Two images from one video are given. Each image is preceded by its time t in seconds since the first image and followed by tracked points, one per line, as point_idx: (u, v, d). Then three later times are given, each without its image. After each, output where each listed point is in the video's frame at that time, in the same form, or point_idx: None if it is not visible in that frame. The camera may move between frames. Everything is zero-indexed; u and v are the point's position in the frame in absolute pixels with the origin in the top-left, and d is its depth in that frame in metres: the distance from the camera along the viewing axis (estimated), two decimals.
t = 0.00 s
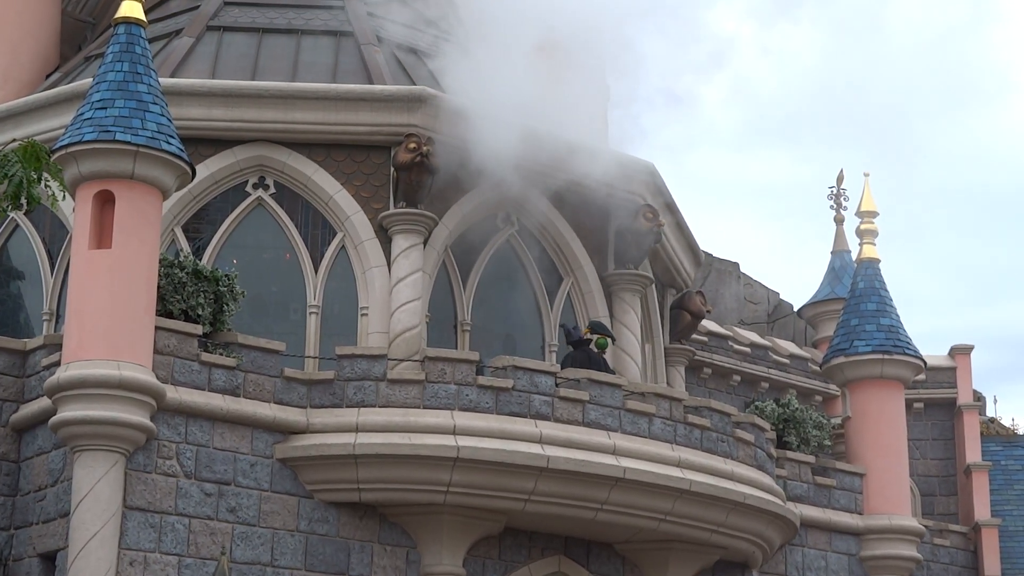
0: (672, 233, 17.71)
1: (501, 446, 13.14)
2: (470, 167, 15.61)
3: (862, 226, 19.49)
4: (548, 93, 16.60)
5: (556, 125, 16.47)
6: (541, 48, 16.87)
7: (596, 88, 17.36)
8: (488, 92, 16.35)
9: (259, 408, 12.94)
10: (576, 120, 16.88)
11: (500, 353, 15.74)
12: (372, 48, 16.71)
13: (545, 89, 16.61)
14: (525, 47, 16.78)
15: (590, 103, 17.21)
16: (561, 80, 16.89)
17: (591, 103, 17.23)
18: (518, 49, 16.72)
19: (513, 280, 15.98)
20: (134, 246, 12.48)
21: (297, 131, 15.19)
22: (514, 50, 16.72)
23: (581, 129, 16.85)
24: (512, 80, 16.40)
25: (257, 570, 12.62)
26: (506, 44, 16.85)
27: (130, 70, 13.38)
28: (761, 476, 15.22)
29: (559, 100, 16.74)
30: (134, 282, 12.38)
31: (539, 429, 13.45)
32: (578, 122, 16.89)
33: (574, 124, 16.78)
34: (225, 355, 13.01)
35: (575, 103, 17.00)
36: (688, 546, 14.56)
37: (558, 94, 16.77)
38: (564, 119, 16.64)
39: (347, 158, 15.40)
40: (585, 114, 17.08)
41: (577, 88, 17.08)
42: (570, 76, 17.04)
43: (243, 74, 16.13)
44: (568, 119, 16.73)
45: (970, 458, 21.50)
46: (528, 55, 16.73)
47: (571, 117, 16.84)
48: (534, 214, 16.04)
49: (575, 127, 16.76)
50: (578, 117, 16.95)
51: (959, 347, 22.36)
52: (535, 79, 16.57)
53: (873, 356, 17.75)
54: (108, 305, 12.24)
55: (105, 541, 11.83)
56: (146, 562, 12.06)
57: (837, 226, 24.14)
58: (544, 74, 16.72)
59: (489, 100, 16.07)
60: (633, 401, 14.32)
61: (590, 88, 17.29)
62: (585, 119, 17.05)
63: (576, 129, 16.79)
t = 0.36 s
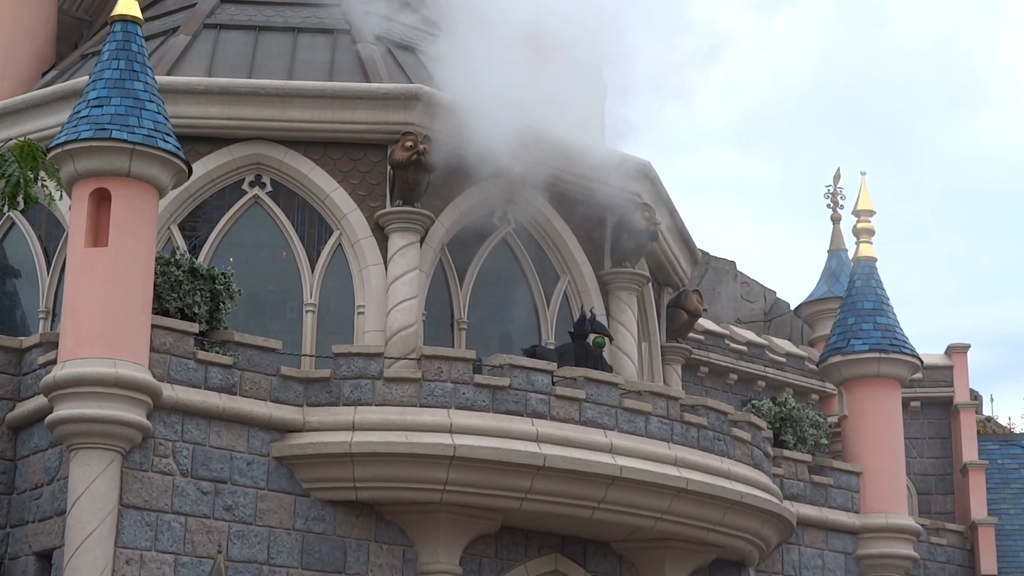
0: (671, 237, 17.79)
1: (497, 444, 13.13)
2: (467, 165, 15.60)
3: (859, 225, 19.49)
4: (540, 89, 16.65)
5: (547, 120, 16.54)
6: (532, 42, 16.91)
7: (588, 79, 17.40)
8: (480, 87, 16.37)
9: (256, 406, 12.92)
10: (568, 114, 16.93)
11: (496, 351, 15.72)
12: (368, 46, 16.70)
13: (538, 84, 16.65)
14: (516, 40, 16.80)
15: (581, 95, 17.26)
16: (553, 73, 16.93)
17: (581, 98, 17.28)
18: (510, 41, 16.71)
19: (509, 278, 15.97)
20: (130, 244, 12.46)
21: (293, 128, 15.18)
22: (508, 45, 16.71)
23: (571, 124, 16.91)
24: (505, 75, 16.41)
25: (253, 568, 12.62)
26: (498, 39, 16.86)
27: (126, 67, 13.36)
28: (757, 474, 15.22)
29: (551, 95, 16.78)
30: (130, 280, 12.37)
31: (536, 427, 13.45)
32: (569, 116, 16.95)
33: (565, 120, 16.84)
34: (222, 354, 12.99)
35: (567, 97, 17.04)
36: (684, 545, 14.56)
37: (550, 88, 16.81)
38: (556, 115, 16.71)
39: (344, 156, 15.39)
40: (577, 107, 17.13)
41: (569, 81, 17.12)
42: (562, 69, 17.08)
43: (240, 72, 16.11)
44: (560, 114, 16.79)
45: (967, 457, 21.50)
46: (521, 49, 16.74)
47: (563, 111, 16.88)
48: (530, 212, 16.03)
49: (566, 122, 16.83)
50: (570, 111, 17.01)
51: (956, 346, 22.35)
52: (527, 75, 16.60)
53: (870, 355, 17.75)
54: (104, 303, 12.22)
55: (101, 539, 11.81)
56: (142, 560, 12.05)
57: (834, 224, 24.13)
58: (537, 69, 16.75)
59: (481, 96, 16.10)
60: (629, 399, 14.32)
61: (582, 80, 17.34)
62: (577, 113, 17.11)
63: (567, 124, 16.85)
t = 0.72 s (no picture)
0: (670, 234, 17.80)
1: (496, 443, 13.13)
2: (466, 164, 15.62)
3: (858, 224, 19.50)
4: (530, 85, 16.83)
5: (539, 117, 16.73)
6: (521, 35, 17.04)
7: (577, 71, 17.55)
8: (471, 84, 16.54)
9: (255, 405, 12.92)
10: (559, 109, 17.12)
11: (495, 350, 15.72)
12: (367, 45, 16.70)
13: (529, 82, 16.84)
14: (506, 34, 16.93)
15: (571, 89, 17.44)
16: (540, 69, 17.05)
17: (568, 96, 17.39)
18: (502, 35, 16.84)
19: (507, 277, 15.98)
20: (129, 244, 12.46)
21: (292, 127, 15.17)
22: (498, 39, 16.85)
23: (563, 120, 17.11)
24: (496, 72, 16.57)
25: (253, 567, 12.63)
26: (490, 32, 17.00)
27: (125, 66, 13.36)
28: (755, 472, 15.22)
29: (541, 91, 16.98)
30: (129, 279, 12.37)
31: (535, 426, 13.45)
32: (560, 111, 17.15)
33: (556, 115, 17.04)
34: (221, 353, 12.99)
35: (553, 92, 17.17)
36: (683, 544, 14.56)
37: (540, 84, 17.00)
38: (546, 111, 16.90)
39: (343, 155, 15.39)
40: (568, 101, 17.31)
41: (555, 77, 17.24)
42: (550, 63, 17.24)
43: (238, 71, 16.12)
44: (551, 110, 16.98)
45: (966, 456, 21.51)
46: (511, 43, 16.89)
47: (554, 106, 17.07)
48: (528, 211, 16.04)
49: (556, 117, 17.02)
50: (561, 105, 17.19)
51: (955, 345, 22.34)
52: (518, 73, 16.79)
53: (869, 354, 17.75)
54: (102, 302, 12.22)
55: (100, 538, 11.81)
56: (141, 559, 12.06)
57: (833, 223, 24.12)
58: (526, 64, 16.92)
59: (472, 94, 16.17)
60: (628, 398, 14.31)
61: (570, 73, 17.51)
62: (568, 107, 17.30)
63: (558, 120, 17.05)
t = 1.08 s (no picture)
0: (667, 230, 17.76)
1: (494, 442, 13.13)
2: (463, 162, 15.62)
3: (854, 222, 19.50)
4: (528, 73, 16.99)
5: (535, 109, 16.95)
6: (520, 22, 17.18)
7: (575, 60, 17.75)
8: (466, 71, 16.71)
9: (251, 404, 12.92)
10: (554, 100, 17.32)
11: (492, 349, 15.72)
12: (364, 43, 16.69)
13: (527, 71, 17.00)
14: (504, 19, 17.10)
15: (569, 78, 17.65)
16: (529, 64, 17.11)
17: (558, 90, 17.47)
18: (500, 19, 16.98)
19: (504, 276, 15.98)
20: (126, 243, 12.45)
21: (288, 126, 15.17)
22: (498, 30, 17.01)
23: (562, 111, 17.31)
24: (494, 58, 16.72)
25: (250, 566, 12.63)
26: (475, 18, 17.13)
27: (121, 65, 13.35)
28: (752, 470, 15.23)
29: (538, 80, 17.18)
30: (125, 278, 12.36)
31: (532, 424, 13.45)
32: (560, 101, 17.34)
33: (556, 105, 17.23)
34: (217, 352, 12.98)
35: (544, 86, 17.24)
36: (680, 542, 14.57)
37: (535, 74, 17.17)
38: (545, 101, 17.10)
39: (340, 154, 15.38)
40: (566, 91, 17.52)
41: (544, 72, 17.31)
42: (541, 55, 17.36)
43: (235, 70, 16.11)
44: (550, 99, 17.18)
45: (962, 454, 21.52)
46: (511, 29, 17.05)
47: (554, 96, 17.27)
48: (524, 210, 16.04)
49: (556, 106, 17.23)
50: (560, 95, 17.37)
51: (951, 343, 22.35)
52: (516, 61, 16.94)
53: (866, 351, 17.75)
54: (99, 302, 12.21)
55: (97, 537, 11.81)
56: (138, 558, 12.06)
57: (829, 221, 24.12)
58: (524, 52, 17.05)
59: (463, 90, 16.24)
60: (625, 396, 14.31)
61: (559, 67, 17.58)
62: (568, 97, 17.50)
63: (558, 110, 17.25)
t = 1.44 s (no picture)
0: (666, 231, 17.78)
1: (492, 441, 13.14)
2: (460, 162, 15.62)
3: (852, 221, 19.50)
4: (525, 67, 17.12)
5: (529, 104, 17.04)
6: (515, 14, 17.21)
7: (579, 45, 17.84)
8: (462, 62, 16.88)
9: (249, 403, 12.92)
10: (548, 94, 17.34)
11: (490, 348, 15.72)
12: (362, 43, 16.70)
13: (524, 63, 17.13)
14: (500, 10, 17.16)
15: (568, 67, 17.74)
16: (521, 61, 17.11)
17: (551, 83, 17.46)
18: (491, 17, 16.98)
19: (502, 275, 15.98)
20: (124, 243, 12.46)
21: (286, 125, 15.17)
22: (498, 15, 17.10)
23: (560, 102, 17.45)
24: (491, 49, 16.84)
25: (248, 565, 12.63)
26: (471, 2, 17.22)
27: (120, 64, 13.36)
28: (751, 470, 15.25)
29: (533, 74, 17.25)
30: (123, 277, 12.36)
31: (530, 424, 13.45)
32: (559, 90, 17.47)
33: (554, 96, 17.35)
34: (215, 351, 12.98)
35: (536, 81, 17.25)
36: (678, 542, 14.57)
37: (527, 70, 17.19)
38: (541, 95, 17.20)
39: (338, 154, 15.38)
40: (566, 79, 17.64)
41: (537, 67, 17.31)
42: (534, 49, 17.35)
43: (234, 70, 16.12)
44: (548, 91, 17.30)
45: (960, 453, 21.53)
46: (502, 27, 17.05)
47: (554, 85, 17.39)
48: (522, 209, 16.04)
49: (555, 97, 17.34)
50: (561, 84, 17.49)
51: (950, 342, 22.35)
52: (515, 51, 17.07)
53: (864, 350, 17.75)
54: (97, 301, 12.21)
55: (95, 537, 11.81)
56: (136, 558, 12.06)
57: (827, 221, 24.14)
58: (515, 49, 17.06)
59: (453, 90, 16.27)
60: (623, 396, 14.31)
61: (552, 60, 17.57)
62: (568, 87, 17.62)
63: (557, 101, 17.38)
